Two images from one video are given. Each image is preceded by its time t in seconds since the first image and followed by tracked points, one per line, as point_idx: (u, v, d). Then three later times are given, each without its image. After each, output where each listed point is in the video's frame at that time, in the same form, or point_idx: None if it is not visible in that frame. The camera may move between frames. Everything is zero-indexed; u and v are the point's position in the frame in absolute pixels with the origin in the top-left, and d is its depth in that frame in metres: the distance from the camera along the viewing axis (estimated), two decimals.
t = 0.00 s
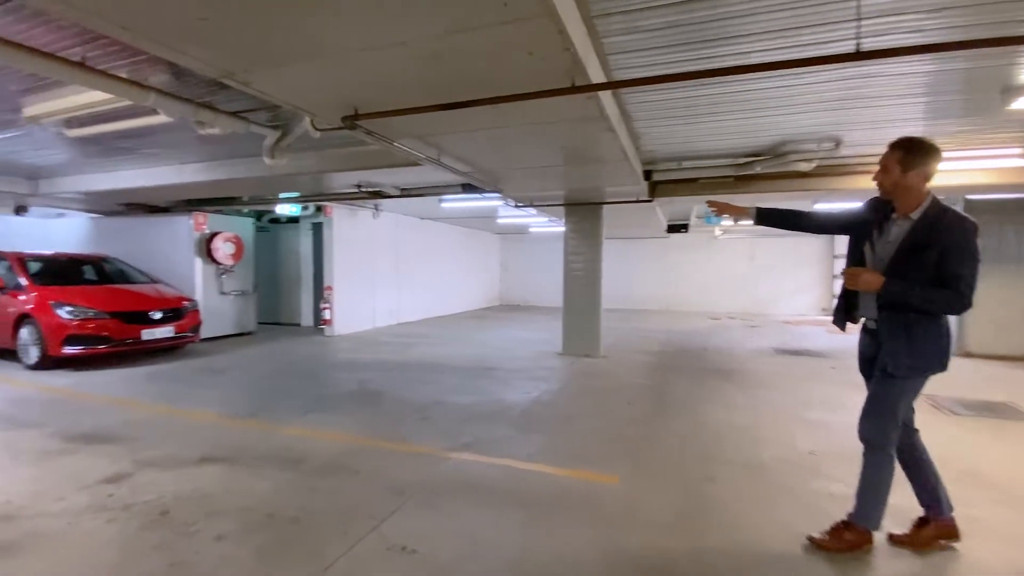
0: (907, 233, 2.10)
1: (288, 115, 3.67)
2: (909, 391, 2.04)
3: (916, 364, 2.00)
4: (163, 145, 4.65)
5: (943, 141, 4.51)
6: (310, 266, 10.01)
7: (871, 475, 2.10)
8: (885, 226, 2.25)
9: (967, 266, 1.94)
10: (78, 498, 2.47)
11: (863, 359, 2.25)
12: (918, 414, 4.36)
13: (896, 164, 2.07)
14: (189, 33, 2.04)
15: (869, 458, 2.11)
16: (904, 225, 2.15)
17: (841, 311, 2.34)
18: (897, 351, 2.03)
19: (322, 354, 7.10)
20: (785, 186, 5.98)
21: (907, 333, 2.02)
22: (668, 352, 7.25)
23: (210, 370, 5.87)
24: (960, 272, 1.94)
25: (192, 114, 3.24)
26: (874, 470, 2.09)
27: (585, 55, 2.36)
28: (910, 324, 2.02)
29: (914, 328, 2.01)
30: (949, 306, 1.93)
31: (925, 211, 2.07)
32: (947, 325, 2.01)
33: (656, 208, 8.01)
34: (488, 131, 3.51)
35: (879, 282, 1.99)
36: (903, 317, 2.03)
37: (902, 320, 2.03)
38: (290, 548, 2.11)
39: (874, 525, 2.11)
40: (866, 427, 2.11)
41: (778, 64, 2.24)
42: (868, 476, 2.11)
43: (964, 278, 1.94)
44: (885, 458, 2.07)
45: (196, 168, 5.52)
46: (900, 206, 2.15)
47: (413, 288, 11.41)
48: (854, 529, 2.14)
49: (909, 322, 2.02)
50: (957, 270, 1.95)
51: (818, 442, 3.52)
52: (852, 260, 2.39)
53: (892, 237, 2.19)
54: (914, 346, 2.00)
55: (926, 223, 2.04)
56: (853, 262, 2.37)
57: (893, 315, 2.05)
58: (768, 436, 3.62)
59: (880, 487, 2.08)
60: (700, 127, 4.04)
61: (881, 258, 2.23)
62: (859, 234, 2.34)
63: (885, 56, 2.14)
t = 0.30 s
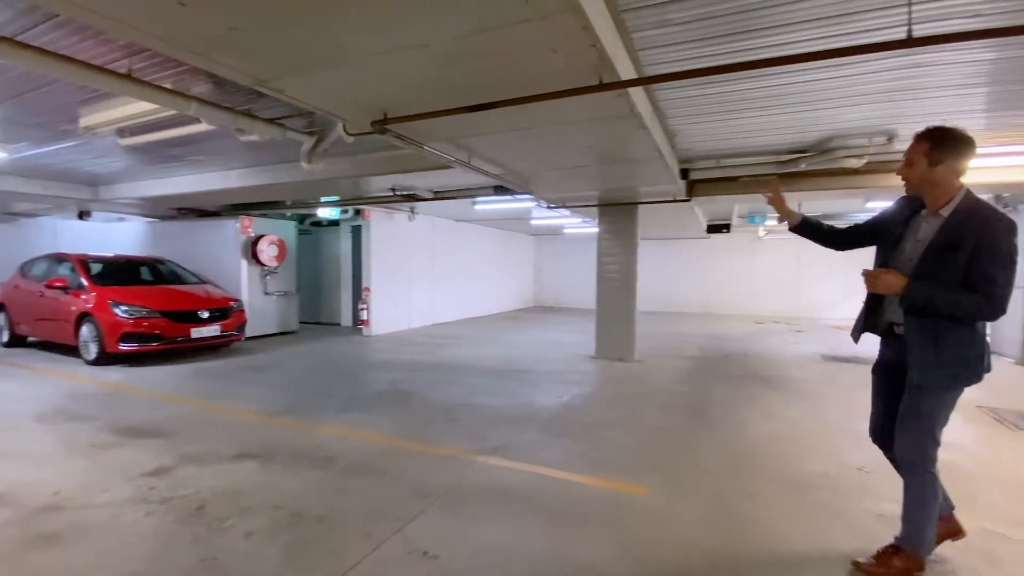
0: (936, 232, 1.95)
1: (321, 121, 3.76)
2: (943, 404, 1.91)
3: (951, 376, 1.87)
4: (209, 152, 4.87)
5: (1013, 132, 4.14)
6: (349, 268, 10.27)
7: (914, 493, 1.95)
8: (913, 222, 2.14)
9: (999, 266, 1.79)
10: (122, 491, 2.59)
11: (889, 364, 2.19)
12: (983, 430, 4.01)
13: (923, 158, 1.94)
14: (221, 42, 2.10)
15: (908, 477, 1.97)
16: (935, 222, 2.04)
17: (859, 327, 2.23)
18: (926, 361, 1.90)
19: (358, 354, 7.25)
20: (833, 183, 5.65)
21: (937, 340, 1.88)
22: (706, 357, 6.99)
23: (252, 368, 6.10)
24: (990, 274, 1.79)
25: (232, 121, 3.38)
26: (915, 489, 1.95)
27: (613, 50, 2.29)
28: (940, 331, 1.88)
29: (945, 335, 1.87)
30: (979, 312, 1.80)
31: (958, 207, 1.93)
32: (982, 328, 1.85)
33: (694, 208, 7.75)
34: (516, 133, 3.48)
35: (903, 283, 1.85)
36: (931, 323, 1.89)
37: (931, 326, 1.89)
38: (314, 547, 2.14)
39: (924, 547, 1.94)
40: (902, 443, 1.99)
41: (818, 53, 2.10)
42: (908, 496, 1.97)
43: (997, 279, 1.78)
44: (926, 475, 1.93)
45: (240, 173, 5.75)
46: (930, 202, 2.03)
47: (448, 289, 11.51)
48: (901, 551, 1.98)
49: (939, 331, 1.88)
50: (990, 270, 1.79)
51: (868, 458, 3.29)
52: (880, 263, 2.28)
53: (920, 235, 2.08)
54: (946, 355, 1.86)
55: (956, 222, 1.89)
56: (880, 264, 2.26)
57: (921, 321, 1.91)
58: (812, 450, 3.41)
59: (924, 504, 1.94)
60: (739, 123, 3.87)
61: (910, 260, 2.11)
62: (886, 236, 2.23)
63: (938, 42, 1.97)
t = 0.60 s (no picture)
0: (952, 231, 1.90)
1: (347, 126, 3.83)
2: (972, 411, 1.81)
3: (978, 380, 1.79)
4: (240, 158, 5.02)
5: None
6: (376, 270, 10.45)
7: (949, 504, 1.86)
8: (929, 221, 2.08)
9: None
10: (156, 485, 2.69)
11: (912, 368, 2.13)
12: None
13: (936, 153, 1.88)
14: (247, 51, 2.16)
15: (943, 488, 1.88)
16: (951, 221, 1.95)
17: (885, 331, 2.20)
18: (950, 365, 1.84)
19: (384, 354, 7.36)
20: (870, 181, 5.42)
21: (959, 344, 1.81)
22: (736, 361, 6.80)
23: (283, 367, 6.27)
24: (1015, 273, 1.73)
25: (261, 128, 3.48)
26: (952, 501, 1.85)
27: (634, 48, 2.24)
28: (963, 335, 1.81)
29: (968, 339, 1.80)
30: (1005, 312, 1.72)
31: (969, 205, 1.88)
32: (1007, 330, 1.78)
33: (723, 208, 7.56)
34: (537, 134, 3.46)
35: (918, 287, 1.83)
36: (952, 326, 1.83)
37: (953, 330, 1.83)
38: (335, 545, 2.17)
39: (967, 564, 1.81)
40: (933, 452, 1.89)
41: (848, 46, 2.01)
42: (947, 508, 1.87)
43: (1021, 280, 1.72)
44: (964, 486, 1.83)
45: (271, 178, 5.92)
46: (943, 200, 1.97)
47: (472, 290, 11.56)
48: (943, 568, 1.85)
49: (962, 332, 1.81)
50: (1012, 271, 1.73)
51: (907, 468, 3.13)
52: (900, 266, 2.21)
53: (937, 234, 2.00)
54: (969, 359, 1.80)
55: (970, 220, 1.84)
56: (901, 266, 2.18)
57: (942, 325, 1.85)
58: (845, 458, 3.27)
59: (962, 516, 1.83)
60: (768, 120, 3.76)
61: (927, 261, 2.04)
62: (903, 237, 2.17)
63: (978, 32, 1.86)
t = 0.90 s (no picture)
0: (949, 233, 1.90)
1: (364, 130, 3.88)
2: (976, 412, 1.79)
3: (983, 382, 1.76)
4: (261, 162, 5.12)
5: None
6: (393, 271, 10.54)
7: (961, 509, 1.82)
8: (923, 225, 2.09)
9: None
10: (179, 483, 2.76)
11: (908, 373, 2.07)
12: None
13: (956, 153, 1.84)
14: (266, 58, 2.20)
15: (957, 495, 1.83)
16: (948, 224, 1.96)
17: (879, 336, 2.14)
18: (951, 366, 1.81)
19: (400, 355, 7.42)
20: (895, 179, 5.28)
21: (960, 344, 1.78)
22: (755, 363, 6.68)
23: (301, 367, 6.36)
24: (1015, 274, 1.71)
25: (279, 133, 3.54)
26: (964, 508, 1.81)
27: (649, 48, 2.22)
28: (963, 335, 1.78)
29: (967, 339, 1.77)
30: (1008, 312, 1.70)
31: (963, 209, 1.91)
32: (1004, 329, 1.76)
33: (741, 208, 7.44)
34: (551, 136, 3.46)
35: (920, 288, 1.80)
36: (951, 326, 1.80)
37: (952, 330, 1.80)
38: (352, 544, 2.19)
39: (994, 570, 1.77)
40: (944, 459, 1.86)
41: (870, 40, 1.95)
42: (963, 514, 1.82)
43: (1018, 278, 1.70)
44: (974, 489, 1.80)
45: (290, 182, 6.02)
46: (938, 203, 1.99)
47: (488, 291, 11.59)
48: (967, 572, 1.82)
49: (967, 335, 1.77)
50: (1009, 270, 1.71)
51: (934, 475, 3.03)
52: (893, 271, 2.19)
53: (932, 238, 2.01)
54: (970, 360, 1.77)
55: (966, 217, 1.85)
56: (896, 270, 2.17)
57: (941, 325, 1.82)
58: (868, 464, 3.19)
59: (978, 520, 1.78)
60: (787, 118, 3.69)
61: (922, 262, 2.03)
62: (895, 240, 2.18)
63: (1005, 26, 1.80)
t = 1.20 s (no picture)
0: (924, 230, 1.97)
1: (372, 133, 3.91)
2: (956, 401, 1.83)
3: (960, 369, 1.82)
4: (271, 165, 5.17)
5: None
6: (401, 273, 10.58)
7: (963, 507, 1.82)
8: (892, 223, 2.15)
9: (996, 256, 1.81)
10: (191, 483, 2.79)
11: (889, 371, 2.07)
12: None
13: (929, 152, 1.92)
14: (276, 62, 2.22)
15: (955, 491, 1.83)
16: (920, 224, 2.03)
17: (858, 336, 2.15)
18: (934, 358, 1.86)
19: (409, 356, 7.44)
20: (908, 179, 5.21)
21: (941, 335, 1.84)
22: (766, 365, 6.61)
23: (311, 368, 6.41)
24: (988, 266, 1.81)
25: (290, 136, 3.58)
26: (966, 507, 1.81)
27: (657, 48, 2.22)
28: (943, 326, 1.85)
29: (948, 329, 1.83)
30: (986, 302, 1.78)
31: (937, 205, 1.97)
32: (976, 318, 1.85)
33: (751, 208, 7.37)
34: (559, 137, 3.45)
35: (902, 283, 1.84)
36: (931, 318, 1.86)
37: (932, 322, 1.86)
38: (361, 545, 2.20)
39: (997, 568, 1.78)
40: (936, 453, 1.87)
41: (880, 38, 1.93)
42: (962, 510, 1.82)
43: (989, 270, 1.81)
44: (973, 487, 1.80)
45: (301, 184, 6.07)
46: (911, 202, 2.06)
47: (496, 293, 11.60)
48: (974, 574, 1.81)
49: (946, 324, 1.84)
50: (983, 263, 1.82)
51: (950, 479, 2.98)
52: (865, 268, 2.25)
53: (905, 237, 2.07)
54: (953, 349, 1.82)
55: (943, 217, 1.92)
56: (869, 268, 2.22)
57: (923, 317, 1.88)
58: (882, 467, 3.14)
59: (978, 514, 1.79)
60: (796, 118, 3.66)
61: (898, 261, 2.08)
62: (868, 240, 2.23)
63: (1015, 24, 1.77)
